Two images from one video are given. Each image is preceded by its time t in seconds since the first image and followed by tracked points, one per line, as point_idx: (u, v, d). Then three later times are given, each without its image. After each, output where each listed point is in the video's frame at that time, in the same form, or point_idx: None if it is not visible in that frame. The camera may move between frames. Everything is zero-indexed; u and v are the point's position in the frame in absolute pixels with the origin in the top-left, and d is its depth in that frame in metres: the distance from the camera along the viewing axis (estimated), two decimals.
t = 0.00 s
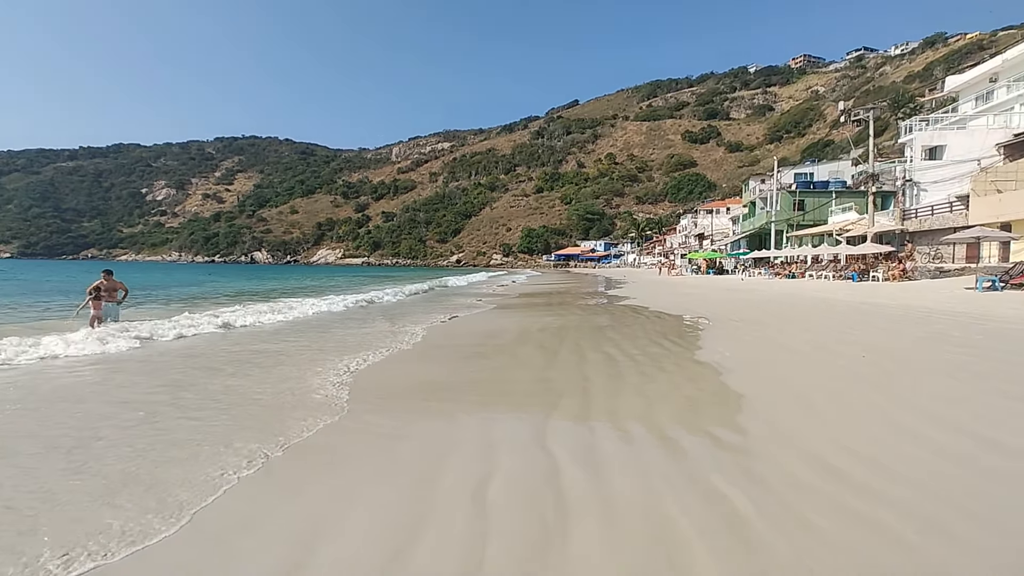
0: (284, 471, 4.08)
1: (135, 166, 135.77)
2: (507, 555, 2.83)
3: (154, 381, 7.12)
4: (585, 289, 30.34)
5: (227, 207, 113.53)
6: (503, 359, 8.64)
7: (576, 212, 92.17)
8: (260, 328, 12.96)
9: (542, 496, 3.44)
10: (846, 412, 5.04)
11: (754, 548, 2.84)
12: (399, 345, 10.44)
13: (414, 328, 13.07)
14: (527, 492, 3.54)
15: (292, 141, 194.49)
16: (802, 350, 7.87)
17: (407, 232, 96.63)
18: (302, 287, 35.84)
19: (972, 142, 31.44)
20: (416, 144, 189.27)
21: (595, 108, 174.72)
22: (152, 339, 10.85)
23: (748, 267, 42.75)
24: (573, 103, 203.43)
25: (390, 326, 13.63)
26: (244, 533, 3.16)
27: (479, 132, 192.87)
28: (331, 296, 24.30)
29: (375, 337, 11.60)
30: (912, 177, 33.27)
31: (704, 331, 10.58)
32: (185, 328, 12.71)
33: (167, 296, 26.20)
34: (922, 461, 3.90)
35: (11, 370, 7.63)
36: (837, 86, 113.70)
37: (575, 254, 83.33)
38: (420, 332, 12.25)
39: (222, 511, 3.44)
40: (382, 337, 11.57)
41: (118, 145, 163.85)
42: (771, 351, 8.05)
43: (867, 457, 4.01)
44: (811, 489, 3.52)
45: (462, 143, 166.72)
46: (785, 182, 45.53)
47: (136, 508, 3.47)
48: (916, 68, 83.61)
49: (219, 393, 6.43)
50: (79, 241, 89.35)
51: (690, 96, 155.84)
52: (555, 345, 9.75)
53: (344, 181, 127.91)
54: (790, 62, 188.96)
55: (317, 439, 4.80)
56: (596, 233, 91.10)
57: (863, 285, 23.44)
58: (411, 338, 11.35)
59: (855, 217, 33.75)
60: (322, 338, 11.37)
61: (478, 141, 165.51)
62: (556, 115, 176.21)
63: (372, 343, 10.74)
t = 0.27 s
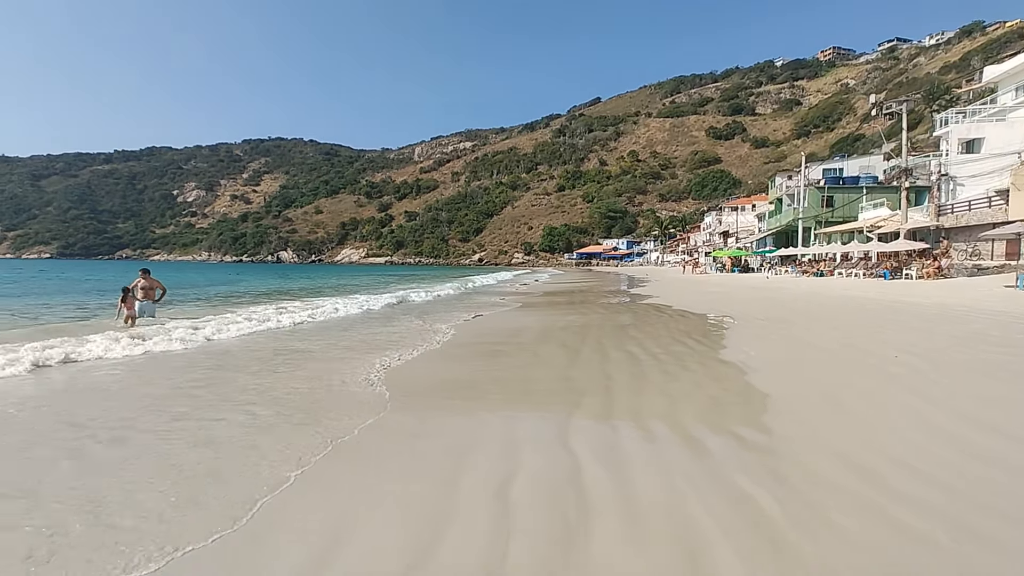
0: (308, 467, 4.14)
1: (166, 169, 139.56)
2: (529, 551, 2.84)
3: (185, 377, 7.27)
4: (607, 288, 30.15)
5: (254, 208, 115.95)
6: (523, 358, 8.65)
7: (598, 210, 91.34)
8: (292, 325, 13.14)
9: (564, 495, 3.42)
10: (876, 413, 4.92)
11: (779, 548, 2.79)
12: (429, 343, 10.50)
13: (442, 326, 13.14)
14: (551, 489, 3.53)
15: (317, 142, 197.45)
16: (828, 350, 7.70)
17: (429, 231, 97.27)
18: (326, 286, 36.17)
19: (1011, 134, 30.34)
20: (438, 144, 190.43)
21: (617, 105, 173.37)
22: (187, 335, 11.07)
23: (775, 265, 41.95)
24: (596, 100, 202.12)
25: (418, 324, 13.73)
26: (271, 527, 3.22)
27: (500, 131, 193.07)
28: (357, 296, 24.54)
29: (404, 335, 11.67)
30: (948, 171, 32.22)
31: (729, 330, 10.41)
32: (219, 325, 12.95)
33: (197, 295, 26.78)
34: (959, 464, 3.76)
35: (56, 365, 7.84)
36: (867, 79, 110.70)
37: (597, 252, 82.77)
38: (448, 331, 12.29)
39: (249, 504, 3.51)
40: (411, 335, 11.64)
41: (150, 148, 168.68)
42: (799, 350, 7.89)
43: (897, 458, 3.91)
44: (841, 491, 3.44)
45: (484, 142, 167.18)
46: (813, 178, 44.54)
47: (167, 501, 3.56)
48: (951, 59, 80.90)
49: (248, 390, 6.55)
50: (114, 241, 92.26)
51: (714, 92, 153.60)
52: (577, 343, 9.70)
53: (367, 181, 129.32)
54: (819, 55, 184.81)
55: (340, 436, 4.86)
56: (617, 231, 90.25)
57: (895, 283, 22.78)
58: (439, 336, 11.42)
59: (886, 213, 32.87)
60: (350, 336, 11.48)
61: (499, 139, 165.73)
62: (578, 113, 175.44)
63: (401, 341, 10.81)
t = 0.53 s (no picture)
0: (325, 466, 4.18)
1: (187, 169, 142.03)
2: (546, 550, 2.83)
3: (208, 376, 7.38)
4: (622, 286, 29.96)
5: (273, 207, 117.43)
6: (539, 356, 8.63)
7: (614, 208, 90.77)
8: (315, 323, 13.26)
9: (581, 494, 3.41)
10: (899, 413, 4.82)
11: (801, 550, 2.75)
12: (451, 340, 10.54)
13: (461, 325, 13.14)
14: (566, 489, 3.50)
15: (334, 141, 199.26)
16: (850, 349, 7.55)
17: (445, 230, 97.60)
18: (342, 285, 36.36)
19: None
20: (454, 142, 190.90)
21: (634, 101, 172.15)
22: (212, 333, 11.22)
23: (794, 263, 41.38)
24: (612, 96, 200.88)
25: (440, 322, 13.80)
26: (288, 525, 3.24)
27: (515, 128, 192.93)
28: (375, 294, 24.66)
29: (426, 333, 11.73)
30: (976, 165, 31.48)
31: (747, 329, 10.28)
32: (243, 323, 13.10)
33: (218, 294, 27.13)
34: (986, 467, 3.66)
35: (89, 364, 8.03)
36: (891, 72, 108.39)
37: (612, 250, 82.28)
38: (468, 329, 12.33)
39: (267, 502, 3.55)
40: (433, 333, 11.70)
41: (172, 149, 171.85)
42: (818, 349, 7.76)
43: (921, 459, 3.83)
44: (864, 493, 3.37)
45: (499, 140, 167.23)
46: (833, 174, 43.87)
47: (188, 498, 3.62)
48: (978, 51, 78.91)
49: (268, 389, 6.62)
50: (137, 240, 94.21)
51: (732, 87, 151.71)
52: (593, 342, 9.65)
53: (384, 180, 130.17)
54: (840, 48, 181.43)
55: (358, 434, 4.91)
56: (634, 229, 89.08)
57: (920, 280, 22.30)
58: (460, 334, 11.46)
59: (909, 209, 32.17)
60: (371, 335, 11.57)
61: (515, 137, 165.59)
62: (593, 110, 174.56)
63: (423, 339, 10.87)
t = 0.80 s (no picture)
0: (337, 459, 4.22)
1: (203, 167, 144.03)
2: (559, 548, 2.81)
3: (230, 372, 7.46)
4: (635, 282, 29.86)
5: (287, 204, 118.64)
6: (551, 352, 8.62)
7: (626, 204, 90.27)
8: (334, 320, 13.33)
9: (593, 493, 3.37)
10: (917, 411, 4.75)
11: (816, 550, 2.71)
12: (467, 337, 10.54)
13: (476, 321, 13.12)
14: (578, 485, 3.49)
15: (347, 139, 200.41)
16: (867, 346, 7.46)
17: (457, 227, 97.84)
18: (356, 282, 36.59)
19: None
20: (466, 139, 191.15)
21: (647, 97, 170.97)
22: (235, 330, 11.32)
23: (809, 258, 40.90)
24: (625, 92, 199.61)
25: (458, 318, 13.83)
26: (301, 520, 3.27)
27: (528, 125, 192.45)
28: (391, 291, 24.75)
29: (445, 329, 11.74)
30: (1000, 162, 30.94)
31: (761, 326, 10.14)
32: (264, 320, 13.22)
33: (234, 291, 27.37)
34: (1008, 467, 3.58)
35: (115, 360, 8.13)
36: (910, 64, 106.55)
37: (625, 246, 81.70)
38: (487, 325, 12.31)
39: (281, 498, 3.57)
40: (452, 329, 11.72)
41: (189, 148, 174.49)
42: (835, 346, 7.64)
43: (938, 458, 3.78)
44: (881, 493, 3.31)
45: (512, 137, 167.07)
46: (851, 169, 43.24)
47: (205, 489, 3.66)
48: (1001, 42, 77.26)
49: (285, 386, 6.68)
50: (155, 238, 95.71)
51: (747, 81, 150.02)
52: (605, 339, 9.59)
53: (396, 178, 130.69)
54: (859, 40, 178.38)
55: (370, 430, 4.93)
56: (646, 225, 88.07)
57: (939, 276, 21.93)
58: (475, 330, 11.44)
59: (929, 204, 31.60)
60: (391, 330, 11.62)
61: (527, 133, 165.39)
62: (606, 106, 173.68)
63: (443, 335, 10.91)
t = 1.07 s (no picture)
0: (346, 454, 4.24)
1: (213, 162, 144.98)
2: (565, 544, 2.80)
3: (241, 368, 7.52)
4: (643, 278, 29.73)
5: (296, 199, 119.14)
6: (558, 347, 8.60)
7: (635, 199, 89.76)
8: (346, 315, 13.36)
9: (601, 489, 3.35)
10: (929, 409, 4.68)
11: (827, 549, 2.67)
12: (476, 332, 10.53)
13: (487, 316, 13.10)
14: (584, 482, 3.47)
15: (355, 133, 200.70)
16: (879, 343, 7.35)
17: (465, 222, 97.81)
18: (365, 277, 36.65)
19: None
20: (474, 134, 190.83)
21: (656, 91, 169.81)
22: (250, 326, 11.38)
23: (819, 254, 40.54)
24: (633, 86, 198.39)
25: (470, 313, 13.83)
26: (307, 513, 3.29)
27: (536, 119, 191.84)
28: (402, 286, 24.78)
29: (456, 324, 11.73)
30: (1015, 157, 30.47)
31: (770, 322, 10.07)
32: (278, 315, 13.26)
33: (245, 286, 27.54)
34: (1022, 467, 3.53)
35: (131, 355, 8.22)
36: (925, 58, 105.06)
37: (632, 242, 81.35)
38: (498, 320, 12.29)
39: (290, 491, 3.59)
40: (463, 324, 11.72)
41: (198, 143, 175.72)
42: (844, 343, 7.57)
43: (950, 457, 3.73)
44: (891, 491, 3.28)
45: (519, 131, 166.57)
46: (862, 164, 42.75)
47: (215, 484, 3.69)
48: (1018, 34, 75.97)
49: (295, 381, 6.73)
50: (166, 232, 96.56)
51: (758, 75, 148.51)
52: (613, 334, 9.56)
53: (404, 173, 130.78)
54: (872, 32, 175.84)
55: (377, 426, 4.94)
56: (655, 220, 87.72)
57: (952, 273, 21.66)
58: (486, 326, 11.43)
59: (942, 200, 31.21)
60: (403, 326, 11.64)
61: (536, 128, 164.82)
62: (614, 100, 172.65)
63: (456, 330, 10.90)
